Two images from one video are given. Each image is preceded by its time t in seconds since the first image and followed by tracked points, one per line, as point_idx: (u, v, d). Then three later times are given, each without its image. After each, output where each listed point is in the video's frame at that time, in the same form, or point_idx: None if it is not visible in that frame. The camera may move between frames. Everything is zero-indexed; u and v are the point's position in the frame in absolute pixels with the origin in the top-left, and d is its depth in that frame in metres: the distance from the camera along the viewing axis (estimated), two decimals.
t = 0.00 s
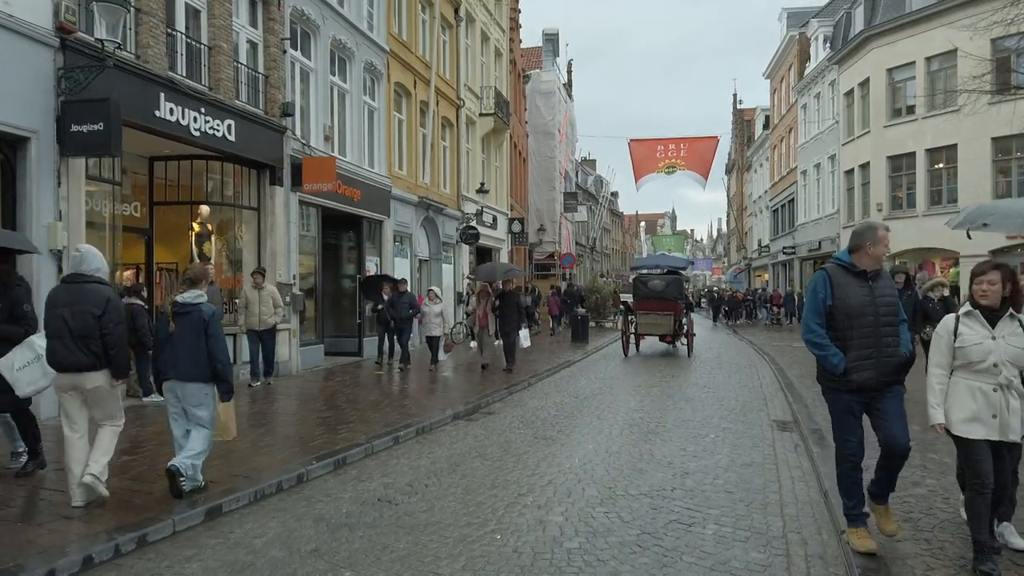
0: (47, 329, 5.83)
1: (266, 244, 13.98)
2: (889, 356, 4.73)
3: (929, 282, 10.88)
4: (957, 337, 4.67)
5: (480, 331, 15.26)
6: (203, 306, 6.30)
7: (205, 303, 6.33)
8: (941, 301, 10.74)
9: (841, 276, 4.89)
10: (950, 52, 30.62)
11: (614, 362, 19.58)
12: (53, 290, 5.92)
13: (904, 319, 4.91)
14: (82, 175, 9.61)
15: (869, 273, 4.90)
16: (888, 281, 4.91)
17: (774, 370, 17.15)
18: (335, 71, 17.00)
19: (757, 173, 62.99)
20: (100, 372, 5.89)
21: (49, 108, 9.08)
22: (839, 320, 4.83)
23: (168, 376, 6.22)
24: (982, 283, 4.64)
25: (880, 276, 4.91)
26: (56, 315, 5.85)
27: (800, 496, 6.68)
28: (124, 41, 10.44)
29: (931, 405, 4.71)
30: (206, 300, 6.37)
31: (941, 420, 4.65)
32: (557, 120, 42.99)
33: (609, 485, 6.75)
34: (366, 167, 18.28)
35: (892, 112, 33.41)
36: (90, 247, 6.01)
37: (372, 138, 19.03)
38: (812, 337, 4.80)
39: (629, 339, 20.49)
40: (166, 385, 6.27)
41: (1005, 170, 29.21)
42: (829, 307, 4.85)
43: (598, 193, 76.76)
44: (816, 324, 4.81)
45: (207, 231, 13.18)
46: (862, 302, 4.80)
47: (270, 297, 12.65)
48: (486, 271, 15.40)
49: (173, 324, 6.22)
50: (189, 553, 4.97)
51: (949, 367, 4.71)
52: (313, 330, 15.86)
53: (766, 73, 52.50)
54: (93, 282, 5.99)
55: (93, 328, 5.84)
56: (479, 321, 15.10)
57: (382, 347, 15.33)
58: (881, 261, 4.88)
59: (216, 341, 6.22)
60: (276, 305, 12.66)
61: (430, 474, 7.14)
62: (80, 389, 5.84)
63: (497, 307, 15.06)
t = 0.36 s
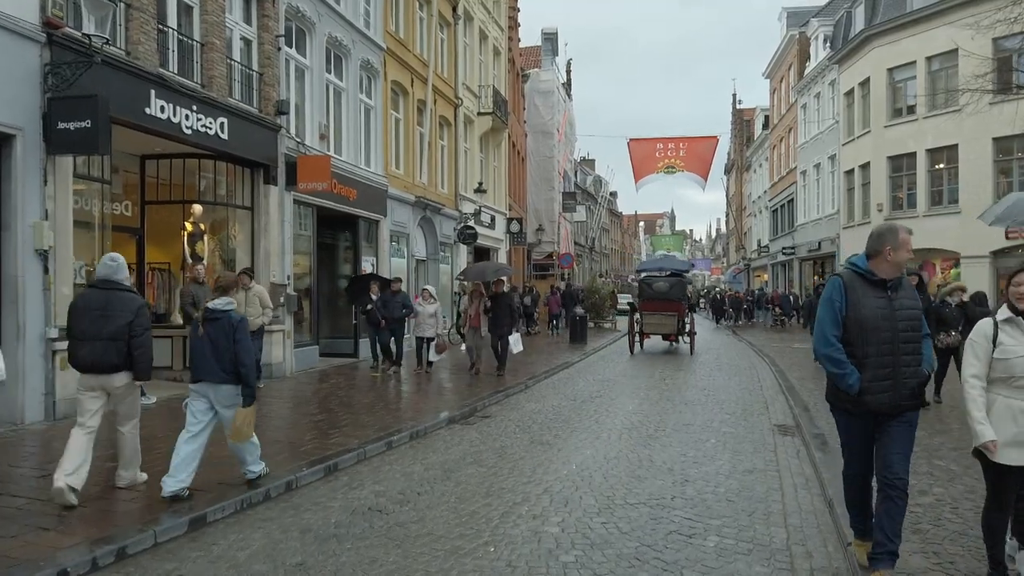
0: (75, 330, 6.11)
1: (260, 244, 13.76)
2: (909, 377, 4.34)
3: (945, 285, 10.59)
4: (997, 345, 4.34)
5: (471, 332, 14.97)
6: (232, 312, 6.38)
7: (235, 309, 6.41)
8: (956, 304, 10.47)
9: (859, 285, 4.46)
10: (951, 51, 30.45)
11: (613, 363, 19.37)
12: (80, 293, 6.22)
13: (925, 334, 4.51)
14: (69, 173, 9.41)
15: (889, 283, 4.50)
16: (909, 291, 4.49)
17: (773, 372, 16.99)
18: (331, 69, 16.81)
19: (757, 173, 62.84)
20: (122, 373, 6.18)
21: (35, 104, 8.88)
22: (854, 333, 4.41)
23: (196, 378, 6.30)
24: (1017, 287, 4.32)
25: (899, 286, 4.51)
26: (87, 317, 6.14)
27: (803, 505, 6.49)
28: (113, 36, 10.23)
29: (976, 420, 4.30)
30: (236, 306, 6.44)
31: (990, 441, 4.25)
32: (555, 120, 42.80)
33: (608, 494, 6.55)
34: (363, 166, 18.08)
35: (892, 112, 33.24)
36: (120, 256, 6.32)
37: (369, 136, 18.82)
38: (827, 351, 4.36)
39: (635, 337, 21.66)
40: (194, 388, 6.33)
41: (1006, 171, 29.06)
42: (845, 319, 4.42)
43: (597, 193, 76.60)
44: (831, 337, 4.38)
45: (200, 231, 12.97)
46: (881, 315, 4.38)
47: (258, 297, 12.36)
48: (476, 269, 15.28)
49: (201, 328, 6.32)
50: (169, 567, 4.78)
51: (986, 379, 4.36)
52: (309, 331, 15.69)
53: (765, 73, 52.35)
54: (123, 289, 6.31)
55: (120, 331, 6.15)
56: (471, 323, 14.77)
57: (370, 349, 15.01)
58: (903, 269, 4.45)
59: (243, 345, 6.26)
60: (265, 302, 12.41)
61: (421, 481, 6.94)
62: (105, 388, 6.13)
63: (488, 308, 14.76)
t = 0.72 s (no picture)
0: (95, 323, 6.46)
1: (246, 242, 13.53)
2: (924, 381, 3.91)
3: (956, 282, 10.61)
4: None
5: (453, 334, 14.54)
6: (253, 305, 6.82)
7: (257, 304, 6.84)
8: (966, 300, 10.43)
9: (863, 279, 4.03)
10: (945, 50, 30.35)
11: (605, 363, 19.16)
12: (97, 289, 6.61)
13: (948, 331, 4.03)
14: (44, 169, 9.15)
15: (901, 273, 4.04)
16: (926, 282, 4.03)
17: (766, 373, 16.82)
18: (319, 65, 16.56)
19: (750, 173, 62.73)
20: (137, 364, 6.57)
21: (8, 98, 8.63)
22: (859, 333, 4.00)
23: (219, 368, 6.64)
24: None
25: (913, 275, 4.05)
26: (109, 311, 6.51)
27: (798, 511, 6.29)
28: (91, 29, 9.99)
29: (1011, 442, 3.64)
30: (258, 301, 6.88)
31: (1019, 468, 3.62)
32: (548, 119, 42.53)
33: (597, 499, 6.34)
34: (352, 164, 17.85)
35: (886, 111, 33.13)
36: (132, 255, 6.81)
37: (358, 134, 18.59)
38: (824, 353, 3.99)
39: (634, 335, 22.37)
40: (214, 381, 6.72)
41: (1000, 170, 28.98)
42: (849, 316, 4.00)
43: (590, 193, 76.39)
44: (830, 337, 3.99)
45: (183, 229, 12.72)
46: (890, 312, 3.95)
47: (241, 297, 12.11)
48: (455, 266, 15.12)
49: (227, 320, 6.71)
50: None
51: None
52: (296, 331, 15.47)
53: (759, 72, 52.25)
54: (135, 287, 6.79)
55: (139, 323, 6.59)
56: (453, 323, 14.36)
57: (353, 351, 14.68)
58: (917, 258, 3.98)
59: (266, 337, 6.71)
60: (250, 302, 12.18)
61: (403, 487, 6.72)
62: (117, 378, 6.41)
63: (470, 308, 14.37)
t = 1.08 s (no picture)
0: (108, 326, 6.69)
1: (232, 242, 13.25)
2: (956, 405, 3.37)
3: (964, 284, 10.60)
4: None
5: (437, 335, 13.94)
6: (265, 307, 7.04)
7: (268, 306, 7.08)
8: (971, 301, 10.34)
9: (886, 286, 3.46)
10: (940, 48, 30.23)
11: (599, 364, 18.92)
12: (108, 291, 6.81)
13: (990, 344, 3.45)
14: (19, 165, 8.89)
15: (931, 277, 3.47)
16: (961, 288, 3.45)
17: (762, 373, 16.61)
18: (308, 61, 16.30)
19: (744, 173, 62.63)
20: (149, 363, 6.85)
21: None
22: (882, 348, 3.46)
23: (235, 370, 6.92)
24: None
25: (947, 279, 3.47)
26: (122, 312, 6.72)
27: (798, 517, 6.07)
28: (70, 22, 9.72)
29: None
30: (269, 303, 7.12)
31: None
32: (542, 118, 42.28)
33: (589, 506, 6.10)
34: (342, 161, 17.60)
35: (880, 110, 33.00)
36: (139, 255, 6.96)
37: (348, 132, 18.32)
38: (840, 372, 3.47)
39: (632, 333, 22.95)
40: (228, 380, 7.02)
41: (995, 169, 28.86)
42: (869, 329, 3.47)
43: (585, 193, 76.20)
44: (847, 354, 3.47)
45: (168, 227, 12.44)
46: (917, 325, 3.40)
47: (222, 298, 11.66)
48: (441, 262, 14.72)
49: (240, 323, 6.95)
50: None
51: None
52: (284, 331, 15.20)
53: (753, 71, 52.13)
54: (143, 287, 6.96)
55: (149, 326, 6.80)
56: (436, 322, 13.80)
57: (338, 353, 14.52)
58: (946, 261, 3.43)
59: (277, 340, 6.94)
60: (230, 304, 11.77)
61: (388, 493, 6.47)
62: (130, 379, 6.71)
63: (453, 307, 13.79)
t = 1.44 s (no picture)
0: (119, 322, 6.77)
1: (219, 239, 12.90)
2: None
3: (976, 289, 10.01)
4: None
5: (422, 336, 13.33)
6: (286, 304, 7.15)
7: (289, 303, 7.18)
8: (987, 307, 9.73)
9: (957, 272, 2.73)
10: (937, 47, 30.09)
11: (593, 364, 18.69)
12: (121, 287, 6.89)
13: None
14: None
15: (1017, 260, 2.72)
16: None
17: (760, 373, 16.38)
18: (298, 55, 15.98)
19: (738, 172, 62.55)
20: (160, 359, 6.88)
21: None
22: (952, 352, 2.72)
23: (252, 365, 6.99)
24: None
25: None
26: (129, 311, 6.77)
27: (805, 526, 5.80)
28: (49, 10, 9.40)
29: None
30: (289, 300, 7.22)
31: None
32: (536, 116, 41.99)
33: (587, 514, 5.82)
34: (333, 158, 17.29)
35: (876, 109, 32.84)
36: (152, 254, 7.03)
37: (339, 128, 18.01)
38: (894, 380, 2.75)
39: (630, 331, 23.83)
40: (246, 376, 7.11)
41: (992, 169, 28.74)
42: (932, 327, 2.75)
43: (579, 192, 76.03)
44: (905, 356, 2.75)
45: (153, 224, 12.09)
46: (999, 323, 2.66)
47: (200, 297, 11.34)
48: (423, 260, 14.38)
49: (259, 320, 7.03)
50: None
51: None
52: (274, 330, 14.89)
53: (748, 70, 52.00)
54: (148, 284, 6.96)
55: (156, 322, 6.84)
56: (420, 323, 13.20)
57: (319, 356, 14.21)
58: None
59: (298, 336, 7.02)
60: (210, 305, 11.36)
61: (375, 500, 6.18)
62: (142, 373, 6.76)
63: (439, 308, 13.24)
